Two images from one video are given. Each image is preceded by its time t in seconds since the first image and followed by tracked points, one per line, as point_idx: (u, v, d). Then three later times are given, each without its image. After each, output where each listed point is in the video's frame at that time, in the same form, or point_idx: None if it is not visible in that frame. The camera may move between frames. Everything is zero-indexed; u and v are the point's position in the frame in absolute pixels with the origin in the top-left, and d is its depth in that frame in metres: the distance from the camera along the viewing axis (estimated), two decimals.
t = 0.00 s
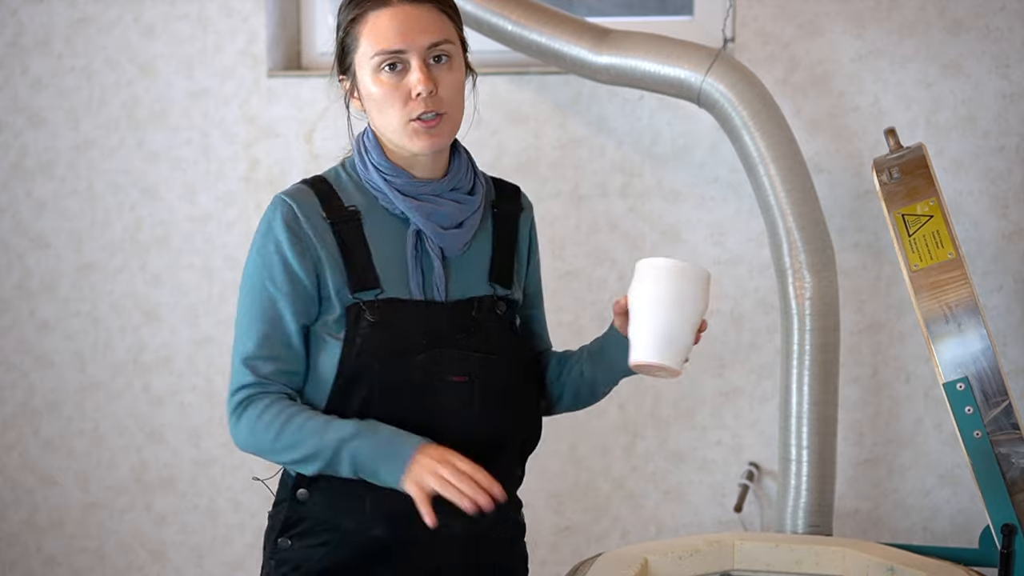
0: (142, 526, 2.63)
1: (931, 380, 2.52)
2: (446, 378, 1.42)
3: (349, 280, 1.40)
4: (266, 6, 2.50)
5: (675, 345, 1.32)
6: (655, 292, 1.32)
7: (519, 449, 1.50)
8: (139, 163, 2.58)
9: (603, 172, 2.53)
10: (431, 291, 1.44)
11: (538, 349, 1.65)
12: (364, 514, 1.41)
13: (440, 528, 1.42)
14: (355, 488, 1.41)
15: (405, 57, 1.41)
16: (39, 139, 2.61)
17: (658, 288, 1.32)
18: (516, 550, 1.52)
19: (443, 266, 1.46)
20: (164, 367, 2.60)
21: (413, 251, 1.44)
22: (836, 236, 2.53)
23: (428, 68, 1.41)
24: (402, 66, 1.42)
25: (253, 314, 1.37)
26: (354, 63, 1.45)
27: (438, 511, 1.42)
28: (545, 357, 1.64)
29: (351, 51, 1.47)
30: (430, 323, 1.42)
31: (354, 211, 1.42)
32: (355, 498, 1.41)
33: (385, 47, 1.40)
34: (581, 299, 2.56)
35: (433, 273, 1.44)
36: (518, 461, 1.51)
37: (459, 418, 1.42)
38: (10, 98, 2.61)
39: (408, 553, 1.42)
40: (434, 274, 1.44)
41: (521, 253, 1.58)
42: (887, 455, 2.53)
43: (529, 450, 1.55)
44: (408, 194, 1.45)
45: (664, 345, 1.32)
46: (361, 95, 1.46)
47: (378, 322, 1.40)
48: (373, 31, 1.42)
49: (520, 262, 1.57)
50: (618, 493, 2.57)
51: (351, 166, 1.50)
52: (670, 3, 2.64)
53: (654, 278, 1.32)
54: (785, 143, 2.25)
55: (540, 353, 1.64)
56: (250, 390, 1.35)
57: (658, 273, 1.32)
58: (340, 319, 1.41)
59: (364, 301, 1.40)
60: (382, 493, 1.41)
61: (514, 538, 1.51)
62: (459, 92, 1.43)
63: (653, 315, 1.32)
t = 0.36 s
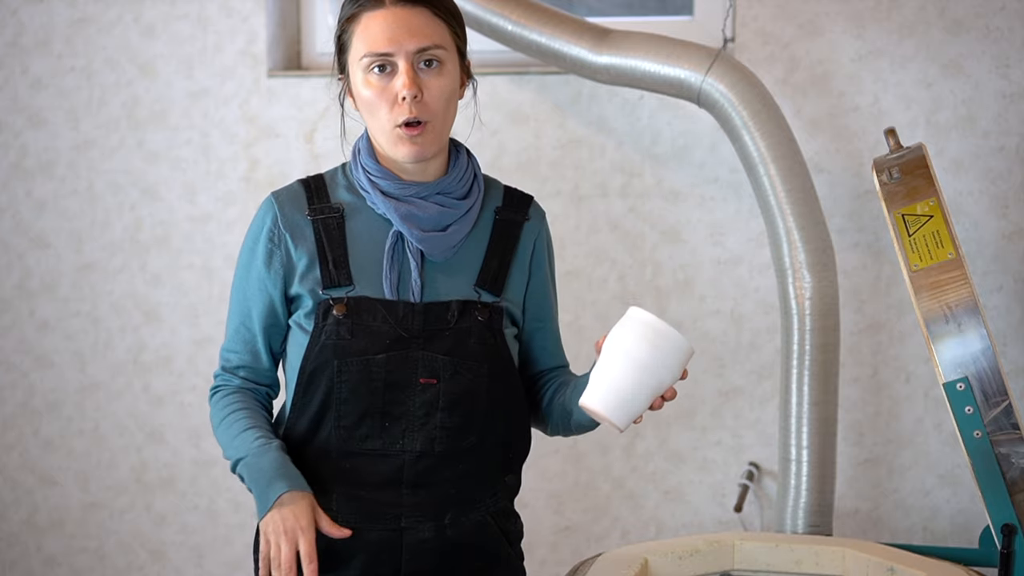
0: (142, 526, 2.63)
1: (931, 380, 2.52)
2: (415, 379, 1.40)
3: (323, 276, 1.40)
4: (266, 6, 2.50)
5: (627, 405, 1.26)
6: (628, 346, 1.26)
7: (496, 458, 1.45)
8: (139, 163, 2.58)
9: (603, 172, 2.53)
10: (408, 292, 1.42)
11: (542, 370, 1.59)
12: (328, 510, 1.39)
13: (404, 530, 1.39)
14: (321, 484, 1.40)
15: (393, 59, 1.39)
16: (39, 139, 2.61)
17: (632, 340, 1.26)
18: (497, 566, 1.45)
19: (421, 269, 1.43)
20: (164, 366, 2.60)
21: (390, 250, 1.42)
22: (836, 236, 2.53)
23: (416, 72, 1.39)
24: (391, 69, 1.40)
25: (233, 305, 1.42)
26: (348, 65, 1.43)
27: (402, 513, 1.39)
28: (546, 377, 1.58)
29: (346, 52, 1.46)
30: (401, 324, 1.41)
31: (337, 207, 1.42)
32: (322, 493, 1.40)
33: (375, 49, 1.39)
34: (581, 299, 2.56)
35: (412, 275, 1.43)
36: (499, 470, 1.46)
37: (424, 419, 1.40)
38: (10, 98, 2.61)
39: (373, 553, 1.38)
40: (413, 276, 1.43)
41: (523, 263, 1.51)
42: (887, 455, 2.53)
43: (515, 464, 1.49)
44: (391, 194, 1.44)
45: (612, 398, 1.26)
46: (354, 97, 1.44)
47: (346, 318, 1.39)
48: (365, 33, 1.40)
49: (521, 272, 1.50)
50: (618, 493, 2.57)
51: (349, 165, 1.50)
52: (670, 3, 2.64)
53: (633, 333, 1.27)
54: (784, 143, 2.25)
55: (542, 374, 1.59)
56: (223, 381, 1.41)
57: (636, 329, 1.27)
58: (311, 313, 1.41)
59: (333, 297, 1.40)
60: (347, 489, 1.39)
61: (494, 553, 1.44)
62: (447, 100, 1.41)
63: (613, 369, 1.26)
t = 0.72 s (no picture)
0: (142, 526, 2.63)
1: (931, 380, 2.52)
2: (406, 376, 1.40)
3: (314, 273, 1.41)
4: (266, 6, 2.50)
5: (605, 396, 1.29)
6: (606, 338, 1.29)
7: (489, 457, 1.45)
8: (139, 163, 2.58)
9: (604, 172, 2.53)
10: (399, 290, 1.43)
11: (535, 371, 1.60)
12: (319, 509, 1.39)
13: (395, 529, 1.38)
14: (312, 483, 1.40)
15: (384, 70, 1.39)
16: (39, 139, 2.60)
17: (611, 332, 1.29)
18: (490, 566, 1.45)
19: (413, 266, 1.44)
20: (163, 366, 2.59)
21: (381, 248, 1.43)
22: (836, 236, 2.53)
23: (407, 83, 1.39)
24: (382, 79, 1.39)
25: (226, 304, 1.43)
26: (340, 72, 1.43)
27: (393, 512, 1.39)
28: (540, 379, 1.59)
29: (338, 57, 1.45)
30: (391, 321, 1.41)
31: (330, 206, 1.43)
32: (312, 493, 1.40)
33: (366, 60, 1.38)
34: (581, 299, 2.56)
35: (403, 272, 1.43)
36: (491, 469, 1.46)
37: (415, 417, 1.39)
38: (10, 98, 2.60)
39: (363, 552, 1.38)
40: (403, 273, 1.43)
41: (515, 262, 1.52)
42: (887, 455, 2.53)
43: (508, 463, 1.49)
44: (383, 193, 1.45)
45: (592, 391, 1.29)
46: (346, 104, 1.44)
47: (337, 316, 1.40)
48: (356, 43, 1.39)
49: (513, 271, 1.51)
50: (618, 493, 2.57)
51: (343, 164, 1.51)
52: (670, 3, 2.64)
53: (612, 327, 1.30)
54: (785, 143, 2.25)
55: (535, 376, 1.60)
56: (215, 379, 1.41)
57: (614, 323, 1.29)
58: (303, 310, 1.42)
59: (324, 294, 1.41)
60: (337, 488, 1.39)
61: (487, 553, 1.44)
62: (438, 107, 1.41)
63: (591, 359, 1.29)
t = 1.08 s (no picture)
0: (142, 526, 2.62)
1: (931, 380, 2.52)
2: (404, 380, 1.40)
3: (308, 277, 1.41)
4: (266, 6, 2.50)
5: (601, 410, 1.30)
6: (604, 352, 1.29)
7: (487, 458, 1.46)
8: (139, 163, 2.58)
9: (603, 172, 2.53)
10: (394, 294, 1.43)
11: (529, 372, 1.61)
12: (318, 514, 1.39)
13: (397, 532, 1.39)
14: (311, 488, 1.40)
15: (392, 61, 1.39)
16: (39, 139, 2.60)
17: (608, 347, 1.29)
18: (491, 565, 1.45)
19: (408, 269, 1.44)
20: (164, 366, 2.59)
21: (377, 251, 1.43)
22: (836, 236, 2.53)
23: (413, 77, 1.39)
24: (389, 70, 1.39)
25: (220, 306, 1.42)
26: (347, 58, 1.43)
27: (394, 515, 1.39)
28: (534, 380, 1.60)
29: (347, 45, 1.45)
30: (387, 325, 1.41)
31: (324, 209, 1.43)
32: (310, 498, 1.40)
33: (376, 49, 1.38)
34: (580, 299, 2.55)
35: (398, 275, 1.43)
36: (490, 470, 1.47)
37: (414, 420, 1.40)
38: (10, 98, 2.60)
39: (363, 556, 1.38)
40: (398, 276, 1.43)
41: (509, 264, 1.52)
42: (886, 455, 2.53)
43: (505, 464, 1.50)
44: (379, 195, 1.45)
45: (589, 406, 1.29)
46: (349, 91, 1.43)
47: (333, 321, 1.40)
48: (368, 31, 1.39)
49: (507, 273, 1.52)
50: (618, 494, 2.57)
51: (336, 165, 1.51)
52: (669, 3, 2.64)
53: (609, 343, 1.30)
54: (785, 143, 2.25)
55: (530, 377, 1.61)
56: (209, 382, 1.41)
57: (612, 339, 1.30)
58: (297, 314, 1.41)
59: (318, 299, 1.41)
60: (336, 493, 1.39)
61: (488, 552, 1.45)
62: (441, 106, 1.41)
63: (589, 374, 1.29)
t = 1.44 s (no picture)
0: (142, 526, 2.61)
1: (931, 380, 2.52)
2: (412, 377, 1.41)
3: (324, 272, 1.40)
4: (266, 6, 2.50)
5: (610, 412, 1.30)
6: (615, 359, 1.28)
7: (489, 457, 1.46)
8: (140, 163, 2.58)
9: (603, 172, 2.53)
10: (409, 293, 1.43)
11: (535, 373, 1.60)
12: (316, 508, 1.39)
13: (396, 528, 1.39)
14: (311, 481, 1.40)
15: (411, 68, 1.38)
16: (39, 139, 2.60)
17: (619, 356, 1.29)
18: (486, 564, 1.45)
19: (423, 269, 1.44)
20: (163, 367, 2.59)
21: (392, 249, 1.43)
22: (836, 236, 2.53)
23: (432, 83, 1.39)
24: (407, 76, 1.39)
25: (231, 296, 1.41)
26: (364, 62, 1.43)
27: (394, 512, 1.39)
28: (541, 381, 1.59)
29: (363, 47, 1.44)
30: (398, 322, 1.42)
31: (342, 203, 1.43)
32: (311, 491, 1.40)
33: (394, 53, 1.38)
34: (580, 299, 2.55)
35: (411, 274, 1.44)
36: (491, 470, 1.47)
37: (419, 417, 1.40)
38: (10, 98, 2.60)
39: (359, 552, 1.37)
40: (412, 275, 1.44)
41: (524, 268, 1.53)
42: (886, 455, 2.53)
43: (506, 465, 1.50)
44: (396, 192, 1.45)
45: (599, 411, 1.29)
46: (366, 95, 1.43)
47: (348, 318, 1.40)
48: (385, 35, 1.39)
49: (521, 276, 1.52)
50: (618, 494, 2.56)
51: (352, 159, 1.50)
52: (670, 3, 2.64)
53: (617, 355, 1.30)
54: (785, 143, 2.25)
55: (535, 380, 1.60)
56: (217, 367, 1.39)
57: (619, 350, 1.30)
58: (308, 307, 1.41)
59: (332, 293, 1.41)
60: (337, 488, 1.39)
61: (484, 552, 1.45)
62: (459, 111, 1.41)
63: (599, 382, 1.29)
